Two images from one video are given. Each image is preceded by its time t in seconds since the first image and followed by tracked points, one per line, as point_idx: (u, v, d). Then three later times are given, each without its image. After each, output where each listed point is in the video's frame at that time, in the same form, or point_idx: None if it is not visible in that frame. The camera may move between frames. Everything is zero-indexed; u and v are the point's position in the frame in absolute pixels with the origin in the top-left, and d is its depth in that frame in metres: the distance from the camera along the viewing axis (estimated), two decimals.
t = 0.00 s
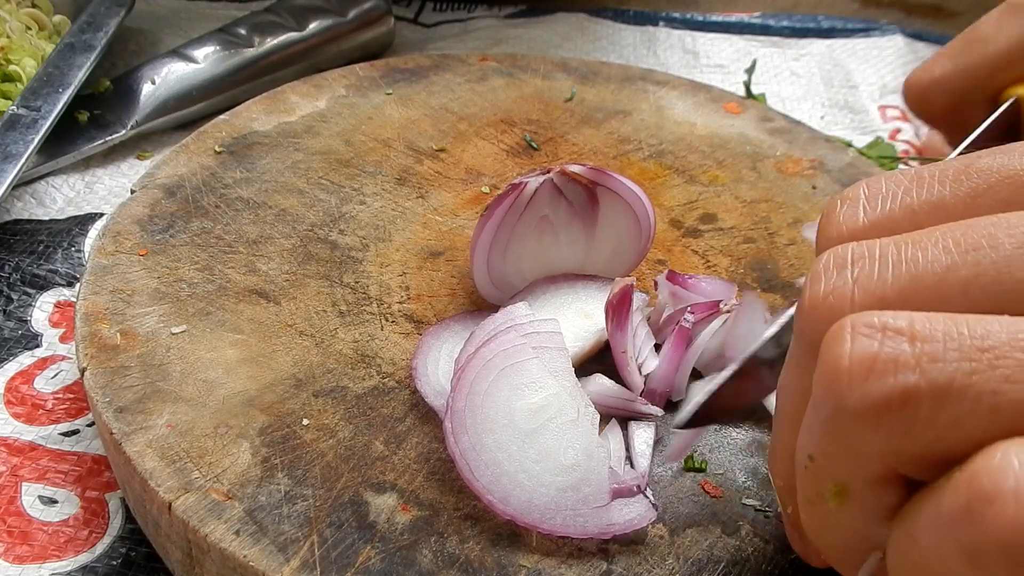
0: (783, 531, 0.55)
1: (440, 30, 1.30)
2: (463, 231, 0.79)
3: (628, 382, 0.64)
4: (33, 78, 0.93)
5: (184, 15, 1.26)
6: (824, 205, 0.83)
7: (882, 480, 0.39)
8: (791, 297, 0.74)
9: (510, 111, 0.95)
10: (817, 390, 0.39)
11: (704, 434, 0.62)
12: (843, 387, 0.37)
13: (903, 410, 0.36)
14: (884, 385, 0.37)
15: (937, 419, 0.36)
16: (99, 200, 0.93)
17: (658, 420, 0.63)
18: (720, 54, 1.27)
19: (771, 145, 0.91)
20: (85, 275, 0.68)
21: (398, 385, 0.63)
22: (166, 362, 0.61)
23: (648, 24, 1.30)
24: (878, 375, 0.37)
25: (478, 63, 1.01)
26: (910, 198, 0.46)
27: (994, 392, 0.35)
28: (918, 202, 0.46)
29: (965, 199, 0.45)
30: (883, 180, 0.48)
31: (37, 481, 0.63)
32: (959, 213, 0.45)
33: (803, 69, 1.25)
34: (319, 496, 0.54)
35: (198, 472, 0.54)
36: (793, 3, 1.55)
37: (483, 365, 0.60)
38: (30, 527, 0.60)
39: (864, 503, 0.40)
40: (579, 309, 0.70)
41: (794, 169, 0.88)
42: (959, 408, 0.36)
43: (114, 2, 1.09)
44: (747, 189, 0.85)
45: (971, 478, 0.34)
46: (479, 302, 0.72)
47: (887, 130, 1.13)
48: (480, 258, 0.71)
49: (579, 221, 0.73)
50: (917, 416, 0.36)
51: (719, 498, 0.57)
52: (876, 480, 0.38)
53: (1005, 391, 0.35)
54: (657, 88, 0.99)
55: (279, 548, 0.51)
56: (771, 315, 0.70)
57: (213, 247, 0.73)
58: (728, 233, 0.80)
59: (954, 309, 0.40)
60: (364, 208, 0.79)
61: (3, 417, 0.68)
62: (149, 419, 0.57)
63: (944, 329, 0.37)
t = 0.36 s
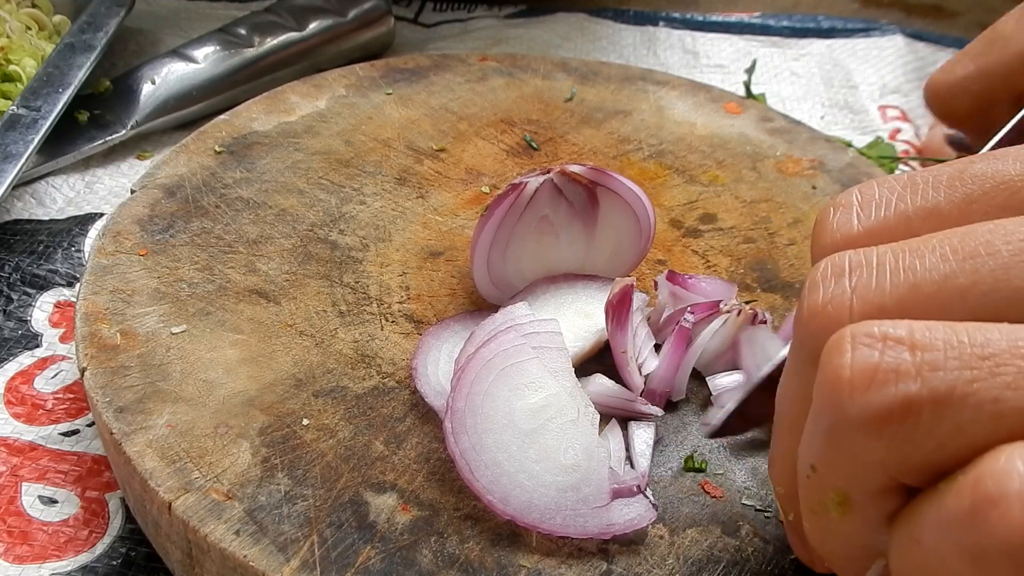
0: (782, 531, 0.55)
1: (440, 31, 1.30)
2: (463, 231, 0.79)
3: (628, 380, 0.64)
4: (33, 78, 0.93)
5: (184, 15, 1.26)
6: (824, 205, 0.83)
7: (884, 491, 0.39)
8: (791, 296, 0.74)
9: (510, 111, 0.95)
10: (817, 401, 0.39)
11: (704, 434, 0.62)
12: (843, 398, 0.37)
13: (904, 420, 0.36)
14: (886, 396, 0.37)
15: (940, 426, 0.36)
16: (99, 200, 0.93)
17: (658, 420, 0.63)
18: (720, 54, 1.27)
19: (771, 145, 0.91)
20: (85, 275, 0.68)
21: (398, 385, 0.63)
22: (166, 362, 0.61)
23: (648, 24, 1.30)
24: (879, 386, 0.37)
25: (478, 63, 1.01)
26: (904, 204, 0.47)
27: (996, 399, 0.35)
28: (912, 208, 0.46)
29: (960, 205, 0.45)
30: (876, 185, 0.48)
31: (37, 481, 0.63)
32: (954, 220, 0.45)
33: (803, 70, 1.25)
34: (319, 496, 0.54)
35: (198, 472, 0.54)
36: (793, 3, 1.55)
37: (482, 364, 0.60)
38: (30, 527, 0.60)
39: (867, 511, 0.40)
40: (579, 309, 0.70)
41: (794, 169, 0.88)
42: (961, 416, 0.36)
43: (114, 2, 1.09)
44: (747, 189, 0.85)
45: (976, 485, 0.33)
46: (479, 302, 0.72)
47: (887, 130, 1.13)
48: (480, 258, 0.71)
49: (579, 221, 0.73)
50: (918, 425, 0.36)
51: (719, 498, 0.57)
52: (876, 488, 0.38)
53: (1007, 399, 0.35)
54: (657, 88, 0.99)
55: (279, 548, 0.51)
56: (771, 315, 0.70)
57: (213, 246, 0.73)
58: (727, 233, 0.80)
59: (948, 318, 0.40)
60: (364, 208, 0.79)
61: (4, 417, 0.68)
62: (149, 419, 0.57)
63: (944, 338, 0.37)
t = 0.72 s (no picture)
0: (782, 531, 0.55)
1: (440, 30, 1.30)
2: (463, 231, 0.79)
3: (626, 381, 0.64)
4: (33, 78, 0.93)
5: (184, 14, 1.26)
6: (824, 205, 0.83)
7: (883, 509, 0.39)
8: (791, 296, 0.74)
9: (511, 111, 0.95)
10: (815, 419, 0.39)
11: (703, 435, 0.62)
12: (842, 417, 0.37)
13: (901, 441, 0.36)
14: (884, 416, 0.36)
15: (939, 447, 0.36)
16: (99, 200, 0.93)
17: (658, 420, 0.63)
18: (720, 54, 1.27)
19: (771, 145, 0.91)
20: (85, 275, 0.68)
21: (398, 385, 0.63)
22: (167, 362, 0.61)
23: (648, 24, 1.30)
24: (877, 406, 0.37)
25: (478, 63, 1.01)
26: (901, 215, 0.46)
27: (996, 419, 0.35)
28: (909, 219, 0.46)
29: (957, 217, 0.45)
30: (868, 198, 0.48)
31: (37, 481, 0.63)
32: (951, 232, 0.45)
33: (803, 70, 1.24)
34: (319, 496, 0.54)
35: (198, 472, 0.54)
36: (793, 3, 1.54)
37: (482, 365, 0.60)
38: (30, 527, 0.60)
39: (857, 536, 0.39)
40: (579, 309, 0.70)
41: (794, 169, 0.88)
42: (960, 437, 0.36)
43: (114, 2, 1.09)
44: (747, 189, 0.85)
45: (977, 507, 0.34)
46: (479, 302, 0.72)
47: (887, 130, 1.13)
48: (480, 258, 0.71)
49: (579, 221, 0.73)
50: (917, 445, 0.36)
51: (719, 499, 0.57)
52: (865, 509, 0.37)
53: (1007, 419, 0.35)
54: (657, 88, 0.99)
55: (279, 548, 0.51)
56: (770, 315, 0.70)
57: (213, 246, 0.73)
58: (727, 233, 0.80)
59: (947, 337, 0.40)
60: (364, 208, 0.79)
61: (3, 417, 0.68)
62: (149, 419, 0.57)
63: (942, 357, 0.37)
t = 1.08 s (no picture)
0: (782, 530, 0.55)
1: (440, 30, 1.30)
2: (463, 231, 0.79)
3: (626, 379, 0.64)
4: (33, 79, 0.93)
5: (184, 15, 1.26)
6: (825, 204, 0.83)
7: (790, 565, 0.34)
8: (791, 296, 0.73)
9: (510, 111, 0.95)
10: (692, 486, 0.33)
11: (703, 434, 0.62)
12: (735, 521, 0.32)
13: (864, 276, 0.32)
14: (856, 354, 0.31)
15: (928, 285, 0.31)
16: (99, 201, 0.93)
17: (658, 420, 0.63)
18: (720, 54, 1.27)
19: (771, 145, 0.91)
20: (85, 275, 0.68)
21: (398, 385, 0.63)
22: (167, 362, 0.61)
23: (648, 24, 1.30)
24: (757, 484, 0.31)
25: (478, 63, 1.01)
26: (808, 187, 0.35)
27: (901, 488, 0.30)
28: (834, 187, 0.34)
29: (889, 178, 0.34)
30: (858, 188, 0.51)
31: (37, 481, 0.63)
32: (889, 199, 0.34)
33: (803, 69, 1.25)
34: (318, 495, 0.54)
35: (198, 472, 0.54)
36: (793, 3, 1.55)
37: (482, 364, 0.60)
38: (30, 527, 0.60)
39: (848, 544, 0.31)
40: (579, 309, 0.70)
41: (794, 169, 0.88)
42: (850, 504, 0.30)
43: (114, 2, 1.09)
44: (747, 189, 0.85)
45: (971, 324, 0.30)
46: (479, 302, 0.72)
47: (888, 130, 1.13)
48: (480, 257, 0.71)
49: (579, 221, 0.73)
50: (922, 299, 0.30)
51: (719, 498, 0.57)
52: (877, 463, 0.30)
53: (933, 481, 0.29)
54: (657, 88, 0.99)
55: (278, 548, 0.51)
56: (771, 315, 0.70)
57: (213, 247, 0.73)
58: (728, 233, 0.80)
59: (837, 376, 0.32)
60: (363, 208, 0.80)
61: (4, 417, 0.68)
62: (149, 419, 0.57)
63: (823, 428, 0.31)
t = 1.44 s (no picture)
0: (781, 531, 0.55)
1: (440, 30, 1.30)
2: (463, 231, 0.79)
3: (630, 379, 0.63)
4: (33, 78, 0.93)
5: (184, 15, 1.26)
6: (825, 203, 0.83)
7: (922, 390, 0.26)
8: (792, 295, 0.73)
9: (510, 111, 0.95)
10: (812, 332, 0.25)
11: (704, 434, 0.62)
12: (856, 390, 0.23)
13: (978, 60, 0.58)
14: None
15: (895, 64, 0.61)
16: (99, 200, 0.93)
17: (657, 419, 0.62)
18: (720, 54, 1.27)
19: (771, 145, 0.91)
20: (85, 275, 0.68)
21: (397, 385, 0.63)
22: (166, 362, 0.61)
23: (647, 24, 1.31)
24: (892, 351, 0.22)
25: (478, 63, 1.01)
26: None
27: None
28: None
29: None
30: (801, 117, 0.75)
31: (37, 481, 0.63)
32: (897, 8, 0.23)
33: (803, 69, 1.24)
34: (318, 495, 0.54)
35: (198, 472, 0.54)
36: (793, 3, 1.55)
37: (482, 364, 0.60)
38: (30, 527, 0.60)
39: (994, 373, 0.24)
40: (578, 309, 0.70)
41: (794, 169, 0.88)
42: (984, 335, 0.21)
43: (114, 2, 1.09)
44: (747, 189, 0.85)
45: None
46: (479, 302, 0.72)
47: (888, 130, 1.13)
48: (480, 256, 0.71)
49: (579, 220, 0.73)
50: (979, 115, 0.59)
51: (719, 498, 0.57)
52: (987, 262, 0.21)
53: None
54: (657, 89, 0.99)
55: (278, 548, 0.51)
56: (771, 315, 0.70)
57: (213, 246, 0.73)
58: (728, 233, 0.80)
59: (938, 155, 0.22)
60: (363, 208, 0.80)
61: (4, 418, 0.68)
62: (149, 419, 0.57)
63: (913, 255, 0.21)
